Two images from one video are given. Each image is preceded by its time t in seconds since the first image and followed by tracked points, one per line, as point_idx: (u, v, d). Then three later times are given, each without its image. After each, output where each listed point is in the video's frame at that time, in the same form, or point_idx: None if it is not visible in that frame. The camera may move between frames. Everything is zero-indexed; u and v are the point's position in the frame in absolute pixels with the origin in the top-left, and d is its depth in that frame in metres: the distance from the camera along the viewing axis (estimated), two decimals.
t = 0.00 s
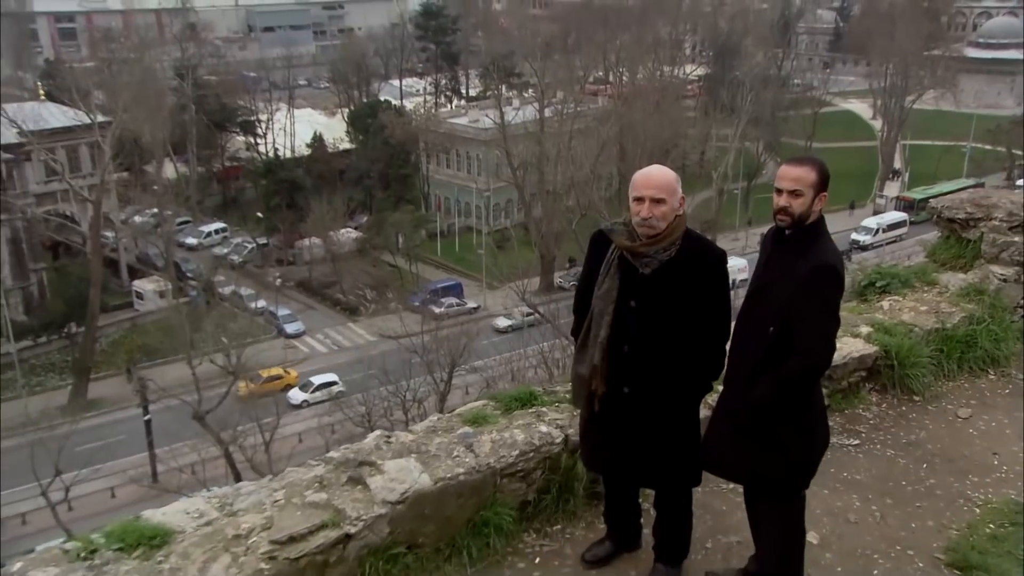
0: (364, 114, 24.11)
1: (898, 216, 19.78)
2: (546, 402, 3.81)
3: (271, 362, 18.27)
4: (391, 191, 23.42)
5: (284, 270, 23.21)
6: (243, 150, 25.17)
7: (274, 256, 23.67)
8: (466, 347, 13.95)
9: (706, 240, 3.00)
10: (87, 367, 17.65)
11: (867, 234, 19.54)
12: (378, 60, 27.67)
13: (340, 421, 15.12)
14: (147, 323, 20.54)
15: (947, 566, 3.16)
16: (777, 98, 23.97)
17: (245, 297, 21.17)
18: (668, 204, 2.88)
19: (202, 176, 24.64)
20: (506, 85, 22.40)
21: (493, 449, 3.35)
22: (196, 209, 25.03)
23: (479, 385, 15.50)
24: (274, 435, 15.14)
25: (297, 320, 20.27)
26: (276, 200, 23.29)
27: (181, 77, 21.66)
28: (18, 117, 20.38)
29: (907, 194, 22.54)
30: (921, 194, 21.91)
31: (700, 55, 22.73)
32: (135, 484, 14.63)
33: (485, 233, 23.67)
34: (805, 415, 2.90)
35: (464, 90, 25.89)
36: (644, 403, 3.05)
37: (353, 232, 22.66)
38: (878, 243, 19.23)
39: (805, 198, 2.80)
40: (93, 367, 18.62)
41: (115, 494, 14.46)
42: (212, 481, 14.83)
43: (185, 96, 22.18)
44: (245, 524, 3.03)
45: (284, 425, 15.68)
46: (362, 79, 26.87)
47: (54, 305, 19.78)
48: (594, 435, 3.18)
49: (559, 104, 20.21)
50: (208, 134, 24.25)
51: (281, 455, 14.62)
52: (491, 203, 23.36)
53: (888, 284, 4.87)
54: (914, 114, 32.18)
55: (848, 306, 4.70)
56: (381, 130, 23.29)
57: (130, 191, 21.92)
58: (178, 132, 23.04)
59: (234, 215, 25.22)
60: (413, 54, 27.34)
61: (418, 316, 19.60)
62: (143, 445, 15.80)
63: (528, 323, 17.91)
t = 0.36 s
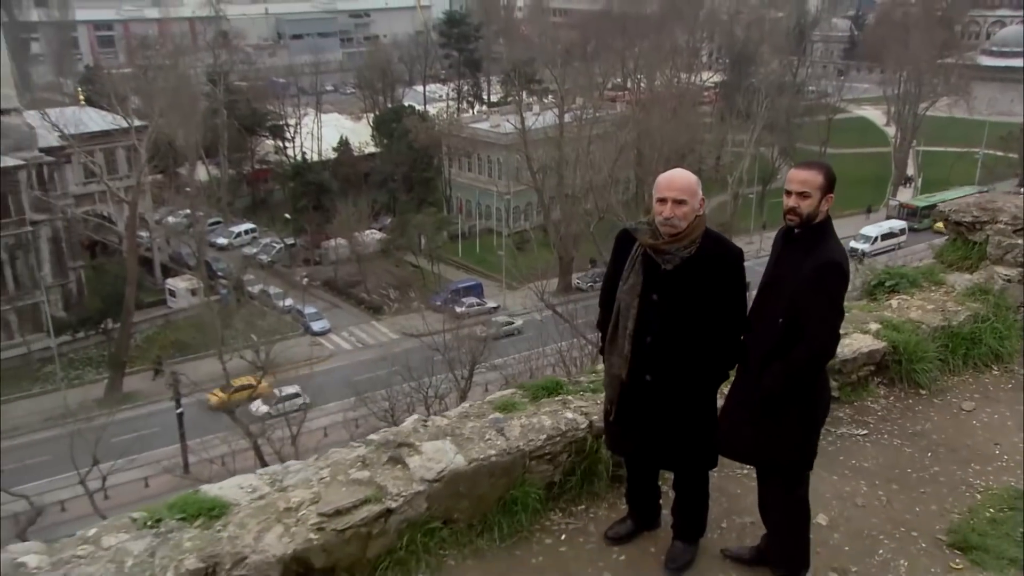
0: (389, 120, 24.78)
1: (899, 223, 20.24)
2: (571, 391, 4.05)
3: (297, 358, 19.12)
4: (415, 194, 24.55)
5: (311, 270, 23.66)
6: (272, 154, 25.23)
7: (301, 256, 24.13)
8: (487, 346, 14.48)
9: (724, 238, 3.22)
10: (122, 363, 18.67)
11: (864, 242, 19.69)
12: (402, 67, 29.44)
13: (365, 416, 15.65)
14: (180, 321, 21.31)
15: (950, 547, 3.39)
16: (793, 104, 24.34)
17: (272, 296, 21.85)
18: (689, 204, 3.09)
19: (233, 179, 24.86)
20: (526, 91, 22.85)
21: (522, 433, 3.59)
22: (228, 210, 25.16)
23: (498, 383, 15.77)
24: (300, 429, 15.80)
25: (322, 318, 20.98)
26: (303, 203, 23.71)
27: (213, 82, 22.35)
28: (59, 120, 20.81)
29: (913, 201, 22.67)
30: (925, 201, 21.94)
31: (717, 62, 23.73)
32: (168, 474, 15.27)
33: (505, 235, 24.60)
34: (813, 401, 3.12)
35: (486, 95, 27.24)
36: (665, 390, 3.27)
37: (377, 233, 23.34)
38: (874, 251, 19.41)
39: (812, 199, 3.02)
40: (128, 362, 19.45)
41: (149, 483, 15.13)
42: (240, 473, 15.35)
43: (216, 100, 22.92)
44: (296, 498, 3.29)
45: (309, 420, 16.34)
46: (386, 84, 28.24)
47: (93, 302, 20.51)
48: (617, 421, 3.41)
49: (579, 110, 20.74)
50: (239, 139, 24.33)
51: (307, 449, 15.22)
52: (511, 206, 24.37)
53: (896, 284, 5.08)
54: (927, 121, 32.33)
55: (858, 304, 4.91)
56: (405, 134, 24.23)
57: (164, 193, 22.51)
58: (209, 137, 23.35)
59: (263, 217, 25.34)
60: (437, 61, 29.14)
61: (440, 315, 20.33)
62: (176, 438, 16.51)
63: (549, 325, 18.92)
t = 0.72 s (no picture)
0: (414, 125, 26.40)
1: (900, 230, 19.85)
2: (597, 378, 4.30)
3: (327, 354, 19.91)
4: (440, 196, 25.73)
5: (339, 269, 24.74)
6: (302, 157, 27.96)
7: (330, 256, 25.18)
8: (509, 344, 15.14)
9: (744, 234, 3.43)
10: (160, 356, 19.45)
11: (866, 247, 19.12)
12: (428, 74, 31.48)
13: (391, 411, 16.22)
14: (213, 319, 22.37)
15: (954, 526, 3.64)
16: (809, 110, 24.99)
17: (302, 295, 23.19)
18: (712, 202, 3.31)
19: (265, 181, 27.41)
20: (549, 98, 24.55)
21: (553, 416, 3.85)
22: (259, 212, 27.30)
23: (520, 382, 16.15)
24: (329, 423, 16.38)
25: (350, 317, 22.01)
26: (332, 204, 25.36)
27: (247, 89, 24.70)
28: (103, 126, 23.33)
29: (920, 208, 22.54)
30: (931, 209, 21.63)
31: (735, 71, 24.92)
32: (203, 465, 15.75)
33: (527, 236, 25.66)
34: (825, 389, 3.32)
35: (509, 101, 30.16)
36: (688, 375, 3.50)
37: (403, 236, 24.41)
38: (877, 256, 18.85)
39: (826, 199, 3.23)
40: (166, 355, 20.49)
41: (183, 473, 15.69)
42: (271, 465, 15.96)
43: (249, 107, 24.91)
44: (345, 471, 3.59)
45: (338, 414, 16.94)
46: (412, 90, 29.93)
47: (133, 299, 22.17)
48: (642, 405, 3.65)
49: (599, 115, 22.27)
50: (270, 142, 26.90)
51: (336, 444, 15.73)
52: (533, 208, 25.28)
53: (908, 281, 5.31)
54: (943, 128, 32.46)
55: (871, 300, 5.14)
56: (430, 139, 25.53)
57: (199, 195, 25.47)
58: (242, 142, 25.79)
59: (293, 219, 27.45)
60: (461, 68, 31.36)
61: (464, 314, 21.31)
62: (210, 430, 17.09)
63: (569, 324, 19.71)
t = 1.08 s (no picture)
0: (440, 132, 27.08)
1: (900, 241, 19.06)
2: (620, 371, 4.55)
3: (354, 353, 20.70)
4: (464, 202, 26.49)
5: (366, 272, 25.49)
6: (332, 163, 28.27)
7: (358, 259, 25.92)
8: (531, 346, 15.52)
9: (762, 235, 3.65)
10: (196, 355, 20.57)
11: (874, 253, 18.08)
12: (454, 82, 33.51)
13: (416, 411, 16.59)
14: (244, 318, 23.42)
15: (960, 512, 3.86)
16: (826, 119, 25.53)
17: (331, 296, 23.98)
18: (732, 204, 3.53)
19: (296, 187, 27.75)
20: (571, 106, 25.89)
21: (578, 405, 4.12)
22: (290, 216, 27.69)
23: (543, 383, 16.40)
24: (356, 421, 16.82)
25: (376, 317, 22.81)
26: (360, 209, 25.73)
27: (280, 97, 25.98)
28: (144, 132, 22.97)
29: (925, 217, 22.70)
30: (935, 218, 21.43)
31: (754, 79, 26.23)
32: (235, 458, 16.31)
33: (549, 241, 26.84)
34: (842, 380, 3.55)
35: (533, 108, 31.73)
36: (707, 366, 3.71)
37: (428, 239, 25.26)
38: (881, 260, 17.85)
39: (842, 204, 3.45)
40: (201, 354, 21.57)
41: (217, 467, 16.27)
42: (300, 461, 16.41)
43: (281, 114, 26.13)
44: (386, 452, 3.88)
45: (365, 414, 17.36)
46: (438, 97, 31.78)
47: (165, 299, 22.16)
48: (664, 395, 3.88)
49: (620, 123, 23.39)
50: (302, 149, 27.45)
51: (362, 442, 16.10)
52: (555, 213, 26.69)
53: (919, 283, 5.52)
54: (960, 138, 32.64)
55: (883, 300, 5.37)
56: (456, 146, 26.26)
57: (233, 200, 25.74)
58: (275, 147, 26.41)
59: (323, 223, 27.76)
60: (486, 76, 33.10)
61: (487, 315, 22.19)
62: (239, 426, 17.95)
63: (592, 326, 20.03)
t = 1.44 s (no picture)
0: (460, 142, 27.57)
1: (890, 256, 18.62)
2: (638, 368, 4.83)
3: (375, 355, 21.22)
4: (483, 210, 27.00)
5: (388, 277, 26.19)
6: (356, 171, 28.59)
7: (380, 264, 26.73)
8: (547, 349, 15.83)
9: (773, 239, 3.88)
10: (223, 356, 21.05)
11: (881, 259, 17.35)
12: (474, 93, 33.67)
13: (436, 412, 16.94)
14: (272, 321, 24.04)
15: (961, 503, 4.06)
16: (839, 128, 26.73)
17: (354, 300, 24.53)
18: (744, 210, 3.75)
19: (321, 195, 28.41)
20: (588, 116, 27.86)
21: (598, 399, 4.41)
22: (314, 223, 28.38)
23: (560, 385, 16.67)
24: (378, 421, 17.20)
25: (397, 321, 23.31)
26: (383, 216, 26.54)
27: (306, 109, 27.18)
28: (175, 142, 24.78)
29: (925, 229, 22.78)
30: (935, 230, 21.34)
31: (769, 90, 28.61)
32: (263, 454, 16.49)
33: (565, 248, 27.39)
34: (851, 377, 3.74)
35: (551, 120, 31.80)
36: (720, 362, 3.94)
37: (448, 245, 25.91)
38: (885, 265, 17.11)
39: (853, 210, 3.64)
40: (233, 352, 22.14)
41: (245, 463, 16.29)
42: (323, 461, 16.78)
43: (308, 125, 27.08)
44: (417, 441, 4.19)
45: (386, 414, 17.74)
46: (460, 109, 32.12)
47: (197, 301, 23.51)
48: (680, 390, 4.11)
49: (636, 134, 23.83)
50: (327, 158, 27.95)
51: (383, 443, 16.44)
52: (572, 221, 27.18)
53: (926, 287, 5.74)
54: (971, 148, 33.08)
55: (889, 304, 5.60)
56: (476, 155, 26.72)
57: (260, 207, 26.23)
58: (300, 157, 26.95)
59: (346, 229, 28.11)
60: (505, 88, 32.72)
61: (504, 320, 22.70)
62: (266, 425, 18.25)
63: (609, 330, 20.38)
